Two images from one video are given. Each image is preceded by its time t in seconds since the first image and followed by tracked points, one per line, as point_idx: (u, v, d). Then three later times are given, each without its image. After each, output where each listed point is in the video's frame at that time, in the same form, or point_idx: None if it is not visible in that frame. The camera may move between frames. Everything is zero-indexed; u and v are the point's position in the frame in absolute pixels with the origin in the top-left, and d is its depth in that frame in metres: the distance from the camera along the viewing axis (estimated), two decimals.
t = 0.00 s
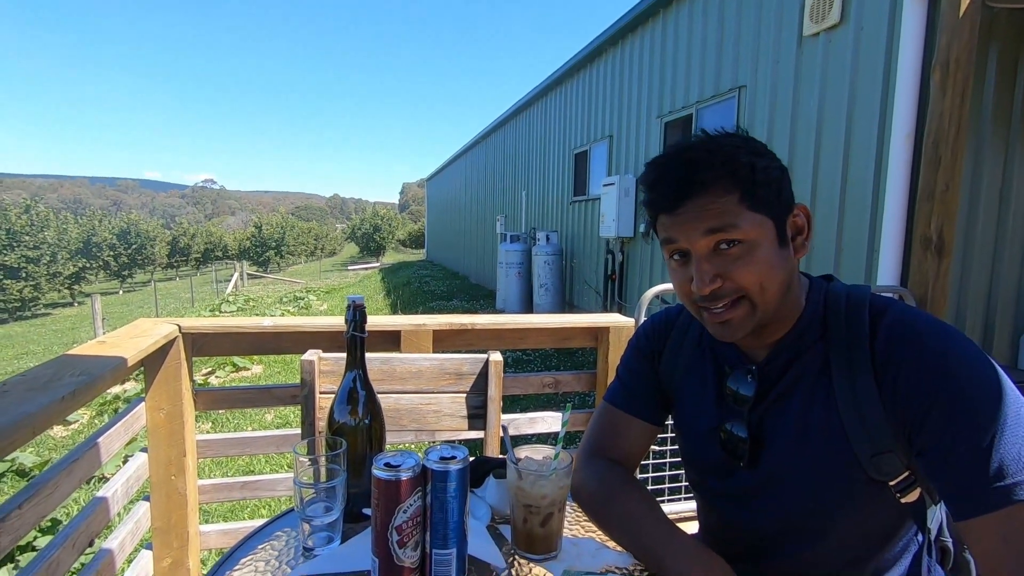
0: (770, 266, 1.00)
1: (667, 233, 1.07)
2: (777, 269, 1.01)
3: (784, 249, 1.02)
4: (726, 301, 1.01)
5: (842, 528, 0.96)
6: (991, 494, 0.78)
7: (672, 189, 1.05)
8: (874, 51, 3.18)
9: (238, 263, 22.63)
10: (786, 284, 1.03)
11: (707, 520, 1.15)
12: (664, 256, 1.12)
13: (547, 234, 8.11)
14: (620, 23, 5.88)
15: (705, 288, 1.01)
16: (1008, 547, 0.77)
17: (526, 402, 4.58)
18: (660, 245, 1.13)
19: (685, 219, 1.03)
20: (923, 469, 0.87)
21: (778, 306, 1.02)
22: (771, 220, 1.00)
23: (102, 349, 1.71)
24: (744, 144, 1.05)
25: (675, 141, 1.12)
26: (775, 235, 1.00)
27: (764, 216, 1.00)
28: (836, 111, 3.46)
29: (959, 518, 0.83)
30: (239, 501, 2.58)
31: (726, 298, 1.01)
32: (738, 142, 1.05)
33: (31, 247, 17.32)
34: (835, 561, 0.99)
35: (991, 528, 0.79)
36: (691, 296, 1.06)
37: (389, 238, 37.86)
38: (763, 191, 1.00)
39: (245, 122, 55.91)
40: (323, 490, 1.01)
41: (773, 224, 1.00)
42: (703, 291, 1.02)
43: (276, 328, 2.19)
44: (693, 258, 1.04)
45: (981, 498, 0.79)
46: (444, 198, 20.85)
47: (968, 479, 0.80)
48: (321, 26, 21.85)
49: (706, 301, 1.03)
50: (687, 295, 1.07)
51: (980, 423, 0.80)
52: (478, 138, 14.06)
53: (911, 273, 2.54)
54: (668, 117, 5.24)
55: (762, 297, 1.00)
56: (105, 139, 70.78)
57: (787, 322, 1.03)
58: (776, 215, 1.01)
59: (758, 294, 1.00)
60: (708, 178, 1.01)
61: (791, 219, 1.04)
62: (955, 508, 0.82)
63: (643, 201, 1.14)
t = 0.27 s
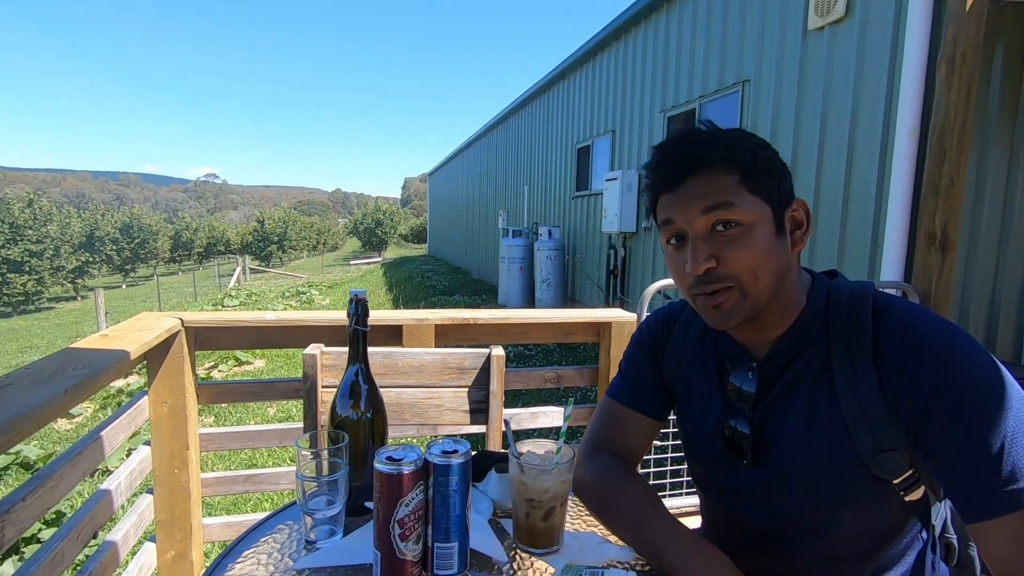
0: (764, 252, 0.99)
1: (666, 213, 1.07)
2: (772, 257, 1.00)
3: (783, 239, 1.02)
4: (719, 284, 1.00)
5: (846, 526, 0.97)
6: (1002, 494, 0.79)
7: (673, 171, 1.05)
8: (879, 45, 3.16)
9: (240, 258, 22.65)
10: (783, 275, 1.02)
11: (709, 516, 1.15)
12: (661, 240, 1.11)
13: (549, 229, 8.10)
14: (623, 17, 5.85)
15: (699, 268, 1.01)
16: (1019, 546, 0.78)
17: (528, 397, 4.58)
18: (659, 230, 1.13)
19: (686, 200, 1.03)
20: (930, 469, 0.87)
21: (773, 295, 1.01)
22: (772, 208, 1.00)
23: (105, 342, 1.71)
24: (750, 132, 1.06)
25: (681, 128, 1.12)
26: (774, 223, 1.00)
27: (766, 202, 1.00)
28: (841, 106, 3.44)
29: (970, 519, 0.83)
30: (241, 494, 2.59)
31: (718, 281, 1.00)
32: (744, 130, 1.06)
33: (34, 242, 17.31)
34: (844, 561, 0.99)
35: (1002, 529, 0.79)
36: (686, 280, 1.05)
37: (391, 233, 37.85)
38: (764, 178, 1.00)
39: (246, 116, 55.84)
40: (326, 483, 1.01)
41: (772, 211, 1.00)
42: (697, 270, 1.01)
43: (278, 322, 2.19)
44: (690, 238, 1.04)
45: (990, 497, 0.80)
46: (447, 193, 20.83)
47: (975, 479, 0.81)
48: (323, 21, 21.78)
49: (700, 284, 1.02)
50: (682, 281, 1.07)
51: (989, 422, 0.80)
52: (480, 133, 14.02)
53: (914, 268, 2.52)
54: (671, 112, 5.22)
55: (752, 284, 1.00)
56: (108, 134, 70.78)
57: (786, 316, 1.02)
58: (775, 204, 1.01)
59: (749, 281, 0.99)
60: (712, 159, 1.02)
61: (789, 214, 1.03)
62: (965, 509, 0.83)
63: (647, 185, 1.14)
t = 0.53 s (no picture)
0: (777, 235, 1.00)
1: (681, 190, 1.07)
2: (783, 241, 1.01)
3: (792, 224, 1.03)
4: (728, 262, 1.01)
5: (839, 516, 0.97)
6: (991, 483, 0.78)
7: (693, 146, 1.06)
8: (881, 34, 3.14)
9: (240, 249, 22.64)
10: (790, 262, 1.03)
11: (706, 505, 1.16)
12: (670, 218, 1.11)
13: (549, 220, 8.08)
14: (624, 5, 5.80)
15: (710, 243, 1.01)
16: (1006, 535, 0.78)
17: (528, 387, 4.60)
18: (667, 207, 1.13)
19: (702, 176, 1.04)
20: (921, 457, 0.87)
21: (778, 279, 1.02)
22: (785, 192, 1.02)
23: (106, 334, 1.72)
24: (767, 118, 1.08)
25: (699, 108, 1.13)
26: (786, 206, 1.02)
27: (779, 184, 1.01)
28: (842, 95, 3.42)
29: (960, 508, 0.83)
30: (244, 484, 2.60)
31: (728, 258, 1.00)
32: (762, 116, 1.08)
33: (34, 234, 17.30)
34: (839, 552, 0.99)
35: (992, 518, 0.79)
36: (694, 256, 1.05)
37: (391, 224, 37.77)
38: (780, 162, 1.02)
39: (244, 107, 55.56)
40: (326, 472, 1.02)
41: (786, 197, 1.02)
42: (707, 245, 1.01)
43: (279, 314, 2.19)
44: (702, 214, 1.04)
45: (980, 487, 0.79)
46: (446, 184, 20.79)
47: (965, 470, 0.80)
48: (320, 11, 21.60)
49: (709, 260, 1.02)
50: (687, 258, 1.07)
51: (979, 410, 0.79)
52: (480, 124, 13.96)
53: (915, 257, 2.53)
54: (672, 101, 5.19)
55: (762, 265, 1.00)
56: (106, 125, 70.47)
57: (786, 303, 1.03)
58: (789, 192, 1.03)
59: (760, 262, 1.00)
60: (733, 135, 1.03)
61: (798, 206, 1.05)
62: (955, 497, 0.82)
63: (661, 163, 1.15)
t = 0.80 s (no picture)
0: (781, 215, 1.00)
1: (685, 170, 1.05)
2: (788, 221, 1.00)
3: (795, 205, 1.02)
4: (732, 243, 1.00)
5: (835, 498, 0.98)
6: (986, 463, 0.78)
7: (697, 126, 1.04)
8: (883, 16, 3.10)
9: (237, 236, 22.55)
10: (793, 243, 1.03)
11: (704, 487, 1.16)
12: (673, 199, 1.10)
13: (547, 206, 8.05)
14: None
15: (714, 224, 1.00)
16: (1001, 514, 0.79)
17: (527, 373, 4.61)
18: (669, 188, 1.11)
19: (707, 156, 1.02)
20: (918, 438, 0.87)
21: (780, 261, 1.01)
22: (789, 173, 1.02)
23: (103, 319, 1.71)
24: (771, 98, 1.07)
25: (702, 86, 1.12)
26: (789, 187, 1.01)
27: (783, 165, 1.01)
28: (844, 78, 3.38)
29: (956, 488, 0.83)
30: (243, 469, 2.61)
31: (732, 240, 1.00)
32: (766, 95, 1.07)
33: (30, 221, 17.20)
34: (836, 533, 1.00)
35: (986, 498, 0.79)
36: (696, 238, 1.04)
37: (389, 211, 37.63)
38: (784, 142, 1.02)
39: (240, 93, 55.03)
40: (325, 455, 1.02)
41: (789, 178, 1.02)
42: (712, 227, 1.00)
43: (277, 299, 2.19)
44: (707, 195, 1.03)
45: (975, 467, 0.79)
46: (444, 170, 20.67)
47: (962, 450, 0.80)
48: None
49: (712, 241, 1.02)
50: (690, 240, 1.06)
51: (973, 390, 0.79)
52: (478, 109, 13.85)
53: (914, 242, 2.53)
54: (671, 86, 5.15)
55: (767, 246, 0.99)
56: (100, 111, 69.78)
57: (785, 285, 1.03)
58: (793, 172, 1.02)
59: (764, 243, 0.99)
60: (739, 113, 1.01)
61: (801, 187, 1.04)
62: (951, 477, 0.82)
63: (663, 143, 1.13)
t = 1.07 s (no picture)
0: (785, 194, 0.99)
1: (689, 148, 1.04)
2: (791, 201, 1.00)
3: (798, 184, 1.01)
4: (736, 224, 0.99)
5: (830, 474, 0.99)
6: (981, 440, 0.78)
7: (703, 102, 1.02)
8: None
9: (233, 216, 22.39)
10: (796, 221, 1.02)
11: (701, 463, 1.18)
12: (675, 177, 1.09)
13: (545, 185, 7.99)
14: None
15: (719, 206, 0.99)
16: (998, 490, 0.78)
17: (525, 352, 4.62)
18: (672, 166, 1.10)
19: (713, 134, 1.00)
20: (915, 415, 0.88)
21: (782, 241, 1.01)
22: (794, 152, 1.01)
23: (99, 298, 1.70)
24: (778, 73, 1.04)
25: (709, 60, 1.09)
26: (795, 167, 1.00)
27: (789, 143, 1.00)
28: (846, 55, 3.33)
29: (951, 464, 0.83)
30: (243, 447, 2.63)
31: (735, 221, 0.99)
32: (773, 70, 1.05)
33: (23, 200, 17.03)
34: (831, 506, 1.01)
35: (983, 474, 0.79)
36: (699, 218, 1.03)
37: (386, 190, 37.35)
38: (791, 120, 1.00)
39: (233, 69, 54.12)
40: (324, 433, 1.03)
41: (794, 157, 1.00)
42: (717, 208, 1.00)
43: (274, 278, 2.18)
44: (712, 174, 1.02)
45: (971, 444, 0.79)
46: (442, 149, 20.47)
47: (958, 427, 0.81)
48: None
49: (715, 222, 1.01)
50: (693, 220, 1.05)
51: (973, 365, 0.79)
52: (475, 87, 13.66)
53: (912, 221, 2.52)
54: (671, 62, 5.07)
55: (770, 226, 0.99)
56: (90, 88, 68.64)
57: (786, 263, 1.02)
58: (798, 150, 1.01)
59: (768, 223, 0.99)
60: (747, 90, 0.99)
61: (805, 165, 1.03)
62: (947, 454, 0.82)
63: (666, 119, 1.11)
